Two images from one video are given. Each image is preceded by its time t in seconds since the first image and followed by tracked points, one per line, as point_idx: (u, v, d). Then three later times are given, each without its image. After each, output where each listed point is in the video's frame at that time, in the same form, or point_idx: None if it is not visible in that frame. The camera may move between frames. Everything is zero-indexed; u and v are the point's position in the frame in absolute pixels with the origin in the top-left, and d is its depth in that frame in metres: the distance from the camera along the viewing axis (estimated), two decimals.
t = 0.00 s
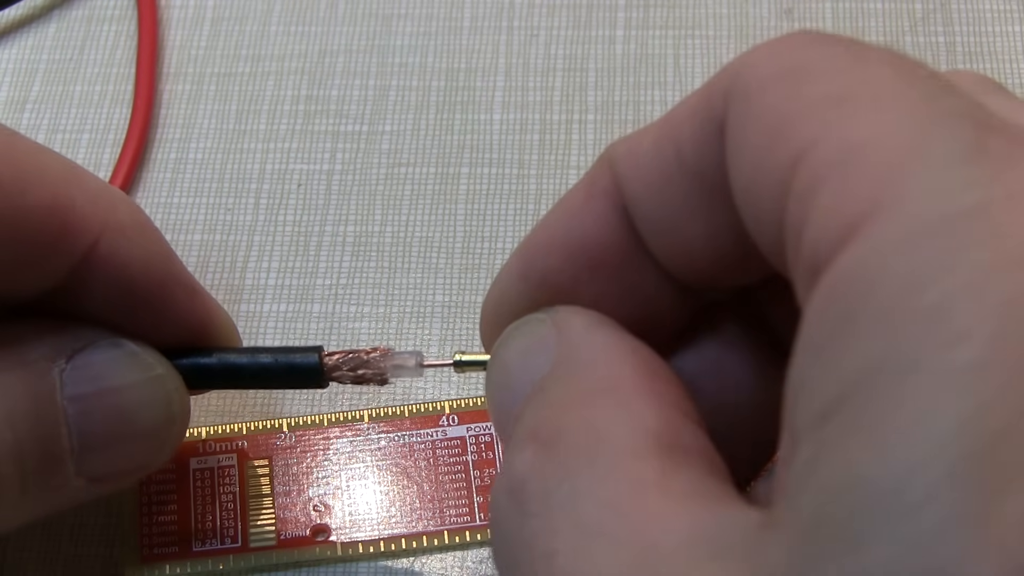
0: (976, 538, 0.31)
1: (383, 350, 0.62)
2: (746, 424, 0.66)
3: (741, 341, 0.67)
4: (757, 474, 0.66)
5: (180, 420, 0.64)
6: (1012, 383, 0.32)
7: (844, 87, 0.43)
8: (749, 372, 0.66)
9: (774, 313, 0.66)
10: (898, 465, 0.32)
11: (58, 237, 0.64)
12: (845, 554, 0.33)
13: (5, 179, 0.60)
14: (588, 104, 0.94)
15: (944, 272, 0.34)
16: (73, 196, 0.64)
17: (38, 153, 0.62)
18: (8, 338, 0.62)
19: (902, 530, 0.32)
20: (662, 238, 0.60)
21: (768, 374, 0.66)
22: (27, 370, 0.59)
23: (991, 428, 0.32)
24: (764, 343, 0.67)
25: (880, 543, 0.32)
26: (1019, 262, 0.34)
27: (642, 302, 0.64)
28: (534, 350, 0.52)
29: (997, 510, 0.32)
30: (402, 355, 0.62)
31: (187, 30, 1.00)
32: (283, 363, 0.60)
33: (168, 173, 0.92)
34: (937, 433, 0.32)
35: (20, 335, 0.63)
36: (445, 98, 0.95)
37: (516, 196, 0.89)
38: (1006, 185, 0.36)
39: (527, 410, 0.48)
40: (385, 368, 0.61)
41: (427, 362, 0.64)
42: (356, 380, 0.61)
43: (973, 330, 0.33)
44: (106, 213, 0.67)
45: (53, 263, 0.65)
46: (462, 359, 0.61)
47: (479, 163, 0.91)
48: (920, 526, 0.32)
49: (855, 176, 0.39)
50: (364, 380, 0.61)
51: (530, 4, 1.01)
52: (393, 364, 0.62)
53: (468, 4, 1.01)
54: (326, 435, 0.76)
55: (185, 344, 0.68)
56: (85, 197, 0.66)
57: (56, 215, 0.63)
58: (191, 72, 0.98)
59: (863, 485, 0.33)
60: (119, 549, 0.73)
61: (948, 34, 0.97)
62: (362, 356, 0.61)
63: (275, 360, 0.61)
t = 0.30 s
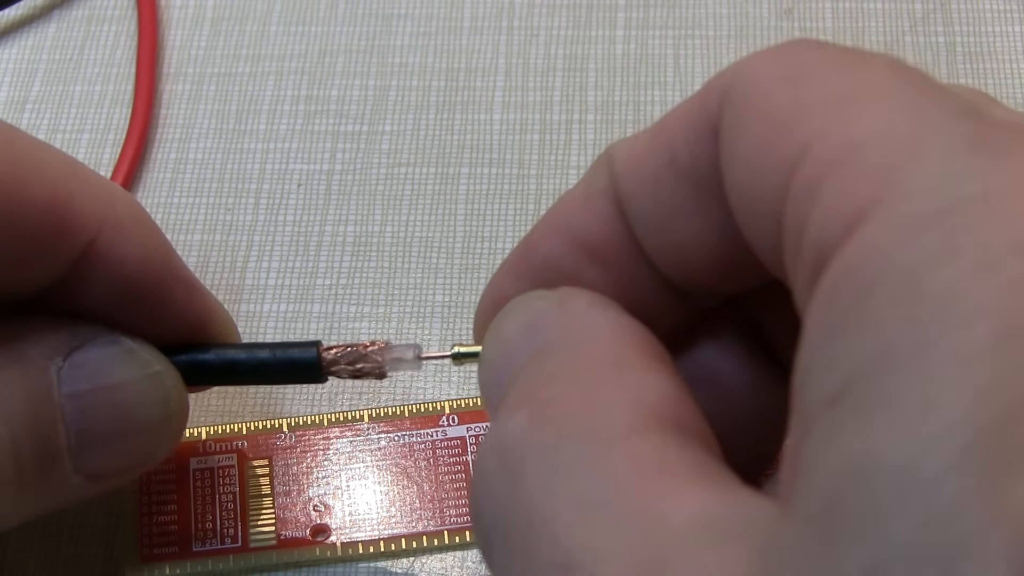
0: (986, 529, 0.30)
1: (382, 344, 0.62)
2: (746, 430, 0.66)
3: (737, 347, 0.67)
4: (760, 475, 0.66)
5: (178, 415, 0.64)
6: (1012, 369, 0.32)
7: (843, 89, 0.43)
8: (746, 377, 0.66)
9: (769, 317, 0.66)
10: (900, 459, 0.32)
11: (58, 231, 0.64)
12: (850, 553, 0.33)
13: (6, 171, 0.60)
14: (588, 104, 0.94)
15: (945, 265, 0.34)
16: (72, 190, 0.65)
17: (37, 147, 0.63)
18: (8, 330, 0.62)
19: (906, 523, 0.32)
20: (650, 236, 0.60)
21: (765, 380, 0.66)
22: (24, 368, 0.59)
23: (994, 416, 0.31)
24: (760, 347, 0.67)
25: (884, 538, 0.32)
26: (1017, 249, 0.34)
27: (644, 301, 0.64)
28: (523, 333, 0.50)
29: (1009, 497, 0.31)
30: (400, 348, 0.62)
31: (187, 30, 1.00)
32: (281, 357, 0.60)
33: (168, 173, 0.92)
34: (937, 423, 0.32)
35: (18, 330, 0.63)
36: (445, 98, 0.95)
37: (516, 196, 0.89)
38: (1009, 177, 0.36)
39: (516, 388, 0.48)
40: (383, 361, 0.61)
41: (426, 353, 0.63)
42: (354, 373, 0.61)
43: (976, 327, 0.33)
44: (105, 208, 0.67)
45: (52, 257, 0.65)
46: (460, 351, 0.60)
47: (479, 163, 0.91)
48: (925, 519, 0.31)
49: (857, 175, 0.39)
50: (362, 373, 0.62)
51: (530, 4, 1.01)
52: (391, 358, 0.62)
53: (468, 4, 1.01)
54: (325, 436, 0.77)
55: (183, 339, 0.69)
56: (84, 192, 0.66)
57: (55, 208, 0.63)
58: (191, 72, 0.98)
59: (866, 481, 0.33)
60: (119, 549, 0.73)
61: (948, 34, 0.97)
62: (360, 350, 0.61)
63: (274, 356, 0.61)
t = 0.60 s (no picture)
0: (980, 516, 0.30)
1: (382, 345, 0.62)
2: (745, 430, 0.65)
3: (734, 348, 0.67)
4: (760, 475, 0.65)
5: (178, 414, 0.64)
6: (1005, 358, 0.32)
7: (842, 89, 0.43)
8: (745, 379, 0.66)
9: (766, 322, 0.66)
10: (897, 453, 0.32)
11: (57, 229, 0.64)
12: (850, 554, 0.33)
13: (5, 170, 0.60)
14: (588, 104, 0.94)
15: (944, 266, 0.34)
16: (71, 188, 0.64)
17: (36, 145, 0.62)
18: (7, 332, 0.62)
19: (904, 515, 0.32)
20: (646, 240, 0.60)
21: (764, 380, 0.66)
22: (23, 367, 0.59)
23: (987, 403, 0.31)
24: (759, 349, 0.67)
25: (882, 531, 0.32)
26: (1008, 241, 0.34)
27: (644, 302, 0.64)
28: (529, 329, 0.50)
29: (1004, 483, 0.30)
30: (400, 350, 0.62)
31: (187, 30, 1.00)
32: (282, 358, 0.60)
33: (168, 173, 0.92)
34: (931, 412, 0.32)
35: (16, 328, 0.62)
36: (445, 99, 0.95)
37: (516, 196, 0.89)
38: (1005, 174, 0.36)
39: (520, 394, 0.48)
40: (384, 362, 0.61)
41: (427, 355, 0.63)
42: (355, 374, 0.61)
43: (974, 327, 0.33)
44: (104, 205, 0.67)
45: (51, 255, 0.65)
46: (462, 352, 0.61)
47: (479, 163, 0.91)
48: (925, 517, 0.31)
49: (854, 173, 0.39)
50: (363, 375, 0.62)
51: (530, 4, 1.01)
52: (392, 359, 0.62)
53: (468, 4, 1.01)
54: (325, 436, 0.77)
55: (183, 339, 0.69)
56: (83, 190, 0.66)
57: (54, 206, 0.63)
58: (191, 72, 0.98)
59: (866, 482, 0.33)
60: (119, 549, 0.73)
61: (948, 34, 0.97)
62: (361, 351, 0.61)
63: (274, 355, 0.61)
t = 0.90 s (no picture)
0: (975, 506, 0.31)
1: (384, 342, 0.62)
2: (743, 424, 0.66)
3: (737, 339, 0.68)
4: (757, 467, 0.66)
5: (179, 414, 0.64)
6: (1002, 344, 0.32)
7: (841, 86, 0.43)
8: (745, 370, 0.67)
9: (767, 308, 0.66)
10: (894, 448, 0.32)
11: (56, 227, 0.64)
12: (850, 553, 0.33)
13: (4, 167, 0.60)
14: (588, 104, 0.94)
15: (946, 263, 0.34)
16: (70, 186, 0.65)
17: (34, 144, 0.63)
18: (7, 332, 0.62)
19: (900, 501, 0.32)
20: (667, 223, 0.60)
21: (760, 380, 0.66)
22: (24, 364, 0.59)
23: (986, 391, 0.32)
24: (756, 351, 0.67)
25: (879, 517, 0.33)
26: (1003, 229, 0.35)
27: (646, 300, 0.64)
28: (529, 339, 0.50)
29: (1000, 472, 0.31)
30: (404, 346, 0.62)
31: (187, 30, 1.00)
32: (283, 357, 0.60)
33: (169, 173, 0.92)
34: (931, 399, 0.32)
35: (15, 326, 0.63)
36: (446, 98, 0.95)
37: (516, 196, 0.89)
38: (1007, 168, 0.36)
39: (523, 398, 0.47)
40: (387, 359, 0.61)
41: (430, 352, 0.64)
42: (357, 371, 0.61)
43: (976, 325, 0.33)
44: (102, 204, 0.67)
45: (50, 253, 0.65)
46: (464, 349, 0.60)
47: (479, 163, 0.91)
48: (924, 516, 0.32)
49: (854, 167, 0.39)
50: (364, 371, 0.62)
51: (531, 4, 1.01)
52: (395, 356, 0.62)
53: (468, 4, 1.01)
54: (325, 435, 0.77)
55: (181, 338, 0.69)
56: (82, 188, 0.66)
57: (52, 203, 0.63)
58: (191, 72, 0.98)
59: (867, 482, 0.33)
60: (119, 549, 0.73)
61: (948, 34, 0.97)
62: (364, 347, 0.61)
63: (275, 353, 0.61)
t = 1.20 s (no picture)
0: (989, 491, 0.30)
1: (381, 331, 0.61)
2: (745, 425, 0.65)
3: (734, 342, 0.67)
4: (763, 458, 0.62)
5: (178, 409, 0.64)
6: (1013, 331, 0.32)
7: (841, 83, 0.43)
8: (741, 373, 0.66)
9: (766, 312, 0.66)
10: (896, 445, 0.32)
11: (53, 221, 0.64)
12: (852, 550, 0.33)
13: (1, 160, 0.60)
14: (588, 104, 0.94)
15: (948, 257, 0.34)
16: (67, 180, 0.65)
17: (32, 138, 0.63)
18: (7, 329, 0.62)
19: (913, 486, 0.32)
20: (656, 227, 0.60)
21: (762, 380, 0.66)
22: (23, 361, 0.59)
23: (994, 376, 0.31)
24: (757, 351, 0.67)
25: (891, 503, 0.32)
26: (1009, 220, 0.34)
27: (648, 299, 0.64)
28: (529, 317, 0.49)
29: (1014, 458, 0.30)
30: (401, 335, 0.61)
31: (187, 30, 1.00)
32: (281, 347, 0.60)
33: (169, 173, 0.92)
34: (939, 385, 0.32)
35: (15, 323, 0.63)
36: (446, 98, 0.95)
37: (516, 196, 0.89)
38: (1009, 161, 0.36)
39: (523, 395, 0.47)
40: (384, 348, 0.61)
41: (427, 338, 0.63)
42: (355, 360, 0.61)
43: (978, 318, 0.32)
44: (99, 197, 0.67)
45: (47, 247, 0.65)
46: (462, 335, 0.60)
47: (479, 163, 0.91)
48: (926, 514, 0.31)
49: (853, 164, 0.39)
50: (362, 360, 0.61)
51: (531, 4, 1.01)
52: (392, 344, 0.61)
53: (468, 4, 1.01)
54: (325, 435, 0.77)
55: (179, 333, 0.69)
56: (79, 183, 0.66)
57: (49, 198, 0.63)
58: (191, 72, 0.98)
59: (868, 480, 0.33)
60: (118, 548, 0.72)
61: (948, 34, 0.97)
62: (361, 337, 0.61)
63: (274, 346, 0.61)
